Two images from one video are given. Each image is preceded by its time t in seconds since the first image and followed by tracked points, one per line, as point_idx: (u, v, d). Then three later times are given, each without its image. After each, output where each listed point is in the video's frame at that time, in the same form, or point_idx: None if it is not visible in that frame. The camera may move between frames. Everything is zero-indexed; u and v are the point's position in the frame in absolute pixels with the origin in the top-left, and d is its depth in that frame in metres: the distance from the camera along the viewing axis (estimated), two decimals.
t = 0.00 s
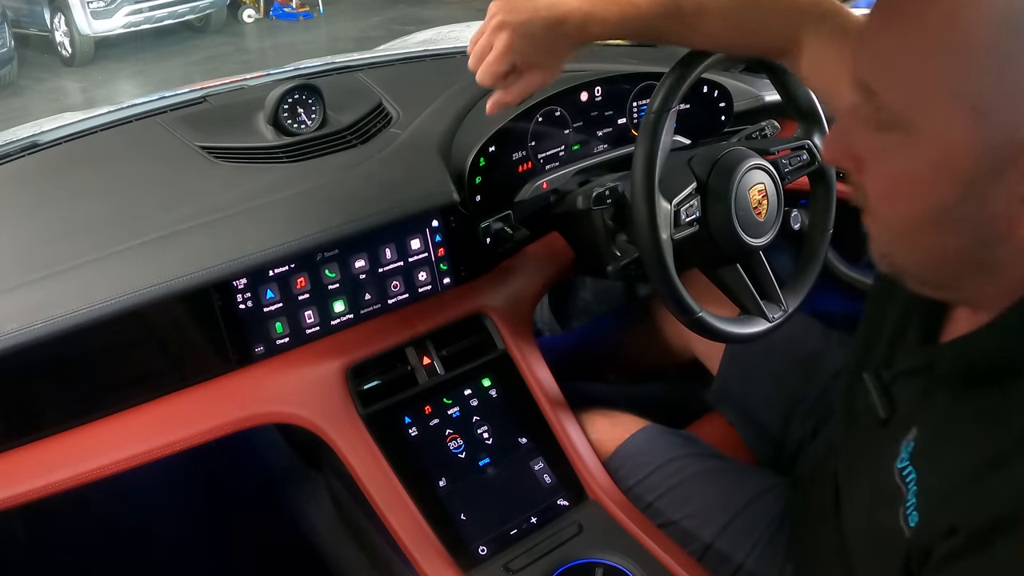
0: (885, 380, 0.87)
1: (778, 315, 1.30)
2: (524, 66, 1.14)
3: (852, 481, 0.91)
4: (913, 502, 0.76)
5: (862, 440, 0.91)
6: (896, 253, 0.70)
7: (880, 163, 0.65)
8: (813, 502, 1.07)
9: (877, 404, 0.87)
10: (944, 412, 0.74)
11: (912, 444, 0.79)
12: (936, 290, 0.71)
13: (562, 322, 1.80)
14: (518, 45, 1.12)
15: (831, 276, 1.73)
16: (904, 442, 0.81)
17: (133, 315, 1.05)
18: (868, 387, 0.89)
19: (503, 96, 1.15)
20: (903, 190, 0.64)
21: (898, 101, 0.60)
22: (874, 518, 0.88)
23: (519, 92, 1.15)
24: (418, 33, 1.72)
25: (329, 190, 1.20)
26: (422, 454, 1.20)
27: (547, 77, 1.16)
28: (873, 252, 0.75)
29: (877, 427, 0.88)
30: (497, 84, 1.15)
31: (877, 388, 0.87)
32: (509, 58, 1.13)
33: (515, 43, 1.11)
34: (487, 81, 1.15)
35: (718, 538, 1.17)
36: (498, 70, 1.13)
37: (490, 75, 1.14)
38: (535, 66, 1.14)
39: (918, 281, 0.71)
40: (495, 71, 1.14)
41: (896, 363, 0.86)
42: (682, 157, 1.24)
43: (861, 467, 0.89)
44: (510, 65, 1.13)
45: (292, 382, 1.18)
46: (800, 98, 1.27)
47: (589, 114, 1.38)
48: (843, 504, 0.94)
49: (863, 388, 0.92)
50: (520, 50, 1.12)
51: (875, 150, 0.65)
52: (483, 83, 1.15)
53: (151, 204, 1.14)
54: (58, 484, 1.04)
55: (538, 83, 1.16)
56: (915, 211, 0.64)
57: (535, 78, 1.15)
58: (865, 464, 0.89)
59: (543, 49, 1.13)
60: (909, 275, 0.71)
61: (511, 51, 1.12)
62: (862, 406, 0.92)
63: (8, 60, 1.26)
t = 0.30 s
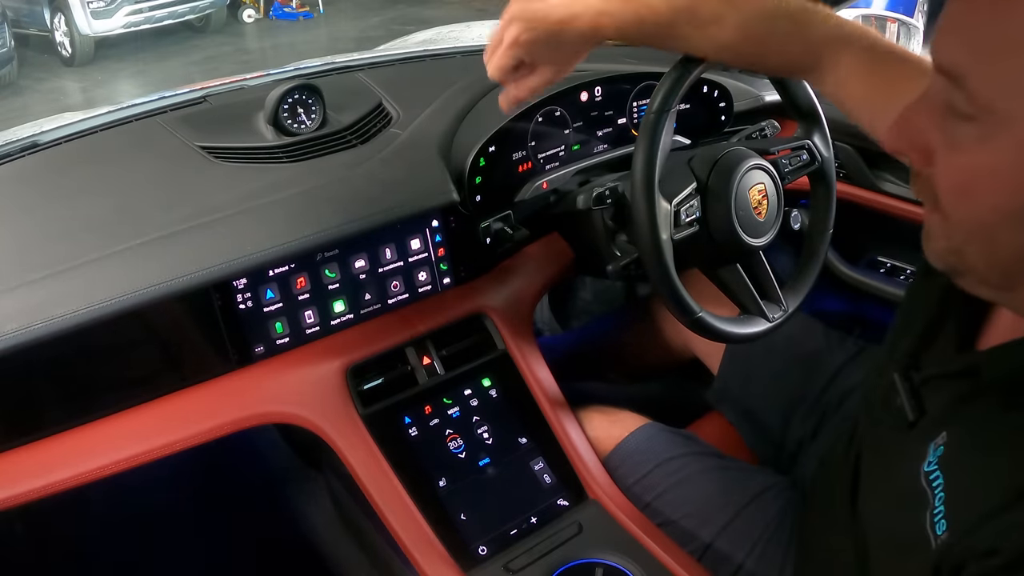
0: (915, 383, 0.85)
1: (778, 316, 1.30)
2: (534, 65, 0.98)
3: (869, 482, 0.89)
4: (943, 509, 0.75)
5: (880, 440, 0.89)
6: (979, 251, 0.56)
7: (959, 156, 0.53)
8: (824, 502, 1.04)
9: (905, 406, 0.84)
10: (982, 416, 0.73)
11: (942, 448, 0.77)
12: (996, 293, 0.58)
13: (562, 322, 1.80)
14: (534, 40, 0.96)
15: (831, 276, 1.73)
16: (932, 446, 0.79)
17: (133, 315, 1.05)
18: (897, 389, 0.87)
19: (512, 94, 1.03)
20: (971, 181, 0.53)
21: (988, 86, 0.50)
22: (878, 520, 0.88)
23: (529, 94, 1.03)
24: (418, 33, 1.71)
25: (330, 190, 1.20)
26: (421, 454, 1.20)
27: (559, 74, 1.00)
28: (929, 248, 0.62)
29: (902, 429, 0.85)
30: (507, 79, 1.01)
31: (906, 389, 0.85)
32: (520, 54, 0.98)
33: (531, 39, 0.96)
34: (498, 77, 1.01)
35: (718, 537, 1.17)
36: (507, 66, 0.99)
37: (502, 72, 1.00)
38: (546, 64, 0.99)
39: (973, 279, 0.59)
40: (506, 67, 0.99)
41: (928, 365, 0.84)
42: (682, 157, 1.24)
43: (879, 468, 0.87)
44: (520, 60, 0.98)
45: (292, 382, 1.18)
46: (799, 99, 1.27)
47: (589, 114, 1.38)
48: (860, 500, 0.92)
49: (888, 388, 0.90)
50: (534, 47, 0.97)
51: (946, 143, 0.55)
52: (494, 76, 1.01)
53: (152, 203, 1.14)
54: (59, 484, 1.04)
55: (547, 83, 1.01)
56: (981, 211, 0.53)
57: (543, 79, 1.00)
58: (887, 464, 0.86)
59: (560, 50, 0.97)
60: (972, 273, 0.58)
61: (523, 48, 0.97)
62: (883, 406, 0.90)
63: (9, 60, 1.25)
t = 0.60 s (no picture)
0: (944, 365, 0.90)
1: (778, 315, 1.30)
2: (537, 78, 1.17)
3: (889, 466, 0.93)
4: (967, 495, 0.76)
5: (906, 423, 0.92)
6: None
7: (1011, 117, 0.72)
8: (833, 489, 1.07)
9: (934, 386, 0.89)
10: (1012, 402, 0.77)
11: (969, 431, 0.80)
12: None
13: (562, 322, 1.77)
14: (529, 61, 1.15)
15: (831, 276, 1.73)
16: (958, 428, 0.82)
17: (134, 315, 1.05)
18: (927, 367, 0.93)
19: (528, 112, 1.18)
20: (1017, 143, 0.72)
21: None
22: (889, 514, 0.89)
23: (545, 102, 1.18)
24: (417, 34, 1.72)
25: (330, 190, 1.20)
26: (422, 454, 1.20)
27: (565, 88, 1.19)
28: (984, 220, 0.83)
29: (928, 410, 0.89)
30: (513, 100, 1.18)
31: (936, 370, 0.91)
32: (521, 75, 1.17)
33: (529, 57, 1.15)
34: (502, 98, 1.18)
35: (717, 537, 1.17)
36: (510, 83, 1.16)
37: (505, 90, 1.17)
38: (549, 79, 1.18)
39: None
40: (507, 85, 1.16)
41: (958, 348, 0.90)
42: (682, 157, 1.24)
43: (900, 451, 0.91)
44: (522, 78, 1.17)
45: (293, 382, 1.18)
46: (800, 97, 1.30)
47: (589, 114, 1.38)
48: (880, 489, 0.93)
49: (918, 366, 0.96)
50: (534, 64, 1.16)
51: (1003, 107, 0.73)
52: (497, 97, 1.17)
53: (153, 203, 1.14)
54: (58, 484, 1.04)
55: (555, 92, 1.18)
56: None
57: (553, 88, 1.18)
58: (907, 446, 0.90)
59: (562, 59, 1.17)
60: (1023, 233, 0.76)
61: (524, 64, 1.15)
62: (911, 387, 0.95)
63: (8, 60, 1.25)
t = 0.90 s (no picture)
0: (934, 355, 0.92)
1: (778, 315, 1.30)
2: (542, 72, 1.18)
3: (880, 462, 0.91)
4: (945, 483, 0.77)
5: (899, 420, 0.92)
6: None
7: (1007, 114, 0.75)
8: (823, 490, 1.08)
9: (923, 377, 0.91)
10: (1002, 393, 0.78)
11: (954, 423, 0.81)
12: None
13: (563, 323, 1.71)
14: (533, 53, 1.17)
15: (831, 276, 1.73)
16: (944, 421, 0.83)
17: (135, 314, 1.05)
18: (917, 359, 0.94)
19: (534, 106, 1.17)
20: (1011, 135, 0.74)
21: None
22: (882, 510, 0.87)
23: (551, 93, 1.18)
24: (418, 34, 1.72)
25: (329, 190, 1.20)
26: (421, 453, 1.22)
27: (570, 83, 1.20)
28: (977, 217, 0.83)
29: (918, 401, 0.90)
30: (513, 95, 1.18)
31: (925, 360, 0.93)
32: (524, 70, 1.17)
33: (533, 50, 1.16)
34: (504, 95, 1.17)
35: (718, 538, 1.17)
36: (514, 77, 1.17)
37: (507, 85, 1.17)
38: (552, 73, 1.19)
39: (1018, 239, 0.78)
40: (510, 79, 1.17)
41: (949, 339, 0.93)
42: (682, 158, 1.24)
43: (892, 445, 0.90)
44: (524, 72, 1.18)
45: (292, 382, 1.18)
46: (799, 99, 1.28)
47: (589, 114, 1.38)
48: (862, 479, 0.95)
49: (908, 360, 0.97)
50: (537, 58, 1.17)
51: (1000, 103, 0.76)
52: (499, 92, 1.17)
53: (154, 203, 1.14)
54: (59, 484, 1.04)
55: (560, 84, 1.18)
56: None
57: (558, 81, 1.18)
58: (900, 438, 0.89)
59: (565, 53, 1.19)
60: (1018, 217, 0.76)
61: (527, 57, 1.16)
62: (902, 381, 0.96)
63: (8, 60, 1.24)
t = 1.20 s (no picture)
0: (922, 355, 0.96)
1: (778, 315, 1.30)
2: (542, 63, 1.19)
3: (869, 459, 0.96)
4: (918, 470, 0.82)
5: (891, 419, 0.96)
6: (1001, 202, 0.74)
7: (976, 118, 0.74)
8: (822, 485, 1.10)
9: (912, 376, 0.95)
10: (982, 390, 0.80)
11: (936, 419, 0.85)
12: (1010, 250, 0.76)
13: (562, 322, 1.73)
14: (533, 44, 1.17)
15: (831, 276, 1.73)
16: (929, 416, 0.87)
17: (135, 315, 1.05)
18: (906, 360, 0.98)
19: (534, 97, 1.17)
20: (985, 137, 0.74)
21: (994, 50, 0.70)
22: (865, 503, 0.93)
23: (551, 84, 1.17)
24: (417, 34, 1.72)
25: (329, 190, 1.20)
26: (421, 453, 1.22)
27: (570, 75, 1.20)
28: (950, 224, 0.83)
29: (906, 401, 0.95)
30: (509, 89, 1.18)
31: (914, 361, 0.96)
32: (524, 61, 1.18)
33: (533, 42, 1.17)
34: (502, 85, 1.17)
35: (716, 540, 1.17)
36: (513, 67, 1.17)
37: (506, 76, 1.17)
38: (552, 65, 1.19)
39: (991, 241, 0.78)
40: (509, 70, 1.17)
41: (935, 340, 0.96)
42: (682, 158, 1.24)
43: (882, 444, 0.95)
44: (524, 63, 1.18)
45: (293, 382, 1.17)
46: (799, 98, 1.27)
47: (589, 114, 1.38)
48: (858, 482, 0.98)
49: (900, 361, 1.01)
50: (536, 50, 1.17)
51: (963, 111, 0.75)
52: (497, 83, 1.17)
53: (154, 203, 1.14)
54: (59, 484, 1.04)
55: (560, 76, 1.18)
56: (1004, 153, 0.72)
57: (558, 73, 1.18)
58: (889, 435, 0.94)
59: (564, 46, 1.19)
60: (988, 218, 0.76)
61: (527, 47, 1.16)
62: (892, 382, 1.00)
63: (8, 60, 1.24)
